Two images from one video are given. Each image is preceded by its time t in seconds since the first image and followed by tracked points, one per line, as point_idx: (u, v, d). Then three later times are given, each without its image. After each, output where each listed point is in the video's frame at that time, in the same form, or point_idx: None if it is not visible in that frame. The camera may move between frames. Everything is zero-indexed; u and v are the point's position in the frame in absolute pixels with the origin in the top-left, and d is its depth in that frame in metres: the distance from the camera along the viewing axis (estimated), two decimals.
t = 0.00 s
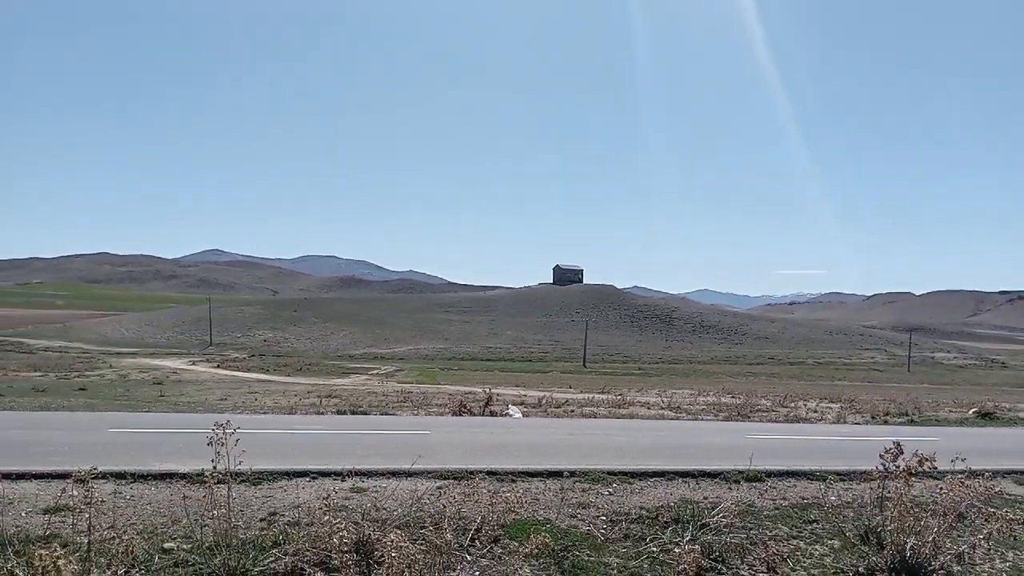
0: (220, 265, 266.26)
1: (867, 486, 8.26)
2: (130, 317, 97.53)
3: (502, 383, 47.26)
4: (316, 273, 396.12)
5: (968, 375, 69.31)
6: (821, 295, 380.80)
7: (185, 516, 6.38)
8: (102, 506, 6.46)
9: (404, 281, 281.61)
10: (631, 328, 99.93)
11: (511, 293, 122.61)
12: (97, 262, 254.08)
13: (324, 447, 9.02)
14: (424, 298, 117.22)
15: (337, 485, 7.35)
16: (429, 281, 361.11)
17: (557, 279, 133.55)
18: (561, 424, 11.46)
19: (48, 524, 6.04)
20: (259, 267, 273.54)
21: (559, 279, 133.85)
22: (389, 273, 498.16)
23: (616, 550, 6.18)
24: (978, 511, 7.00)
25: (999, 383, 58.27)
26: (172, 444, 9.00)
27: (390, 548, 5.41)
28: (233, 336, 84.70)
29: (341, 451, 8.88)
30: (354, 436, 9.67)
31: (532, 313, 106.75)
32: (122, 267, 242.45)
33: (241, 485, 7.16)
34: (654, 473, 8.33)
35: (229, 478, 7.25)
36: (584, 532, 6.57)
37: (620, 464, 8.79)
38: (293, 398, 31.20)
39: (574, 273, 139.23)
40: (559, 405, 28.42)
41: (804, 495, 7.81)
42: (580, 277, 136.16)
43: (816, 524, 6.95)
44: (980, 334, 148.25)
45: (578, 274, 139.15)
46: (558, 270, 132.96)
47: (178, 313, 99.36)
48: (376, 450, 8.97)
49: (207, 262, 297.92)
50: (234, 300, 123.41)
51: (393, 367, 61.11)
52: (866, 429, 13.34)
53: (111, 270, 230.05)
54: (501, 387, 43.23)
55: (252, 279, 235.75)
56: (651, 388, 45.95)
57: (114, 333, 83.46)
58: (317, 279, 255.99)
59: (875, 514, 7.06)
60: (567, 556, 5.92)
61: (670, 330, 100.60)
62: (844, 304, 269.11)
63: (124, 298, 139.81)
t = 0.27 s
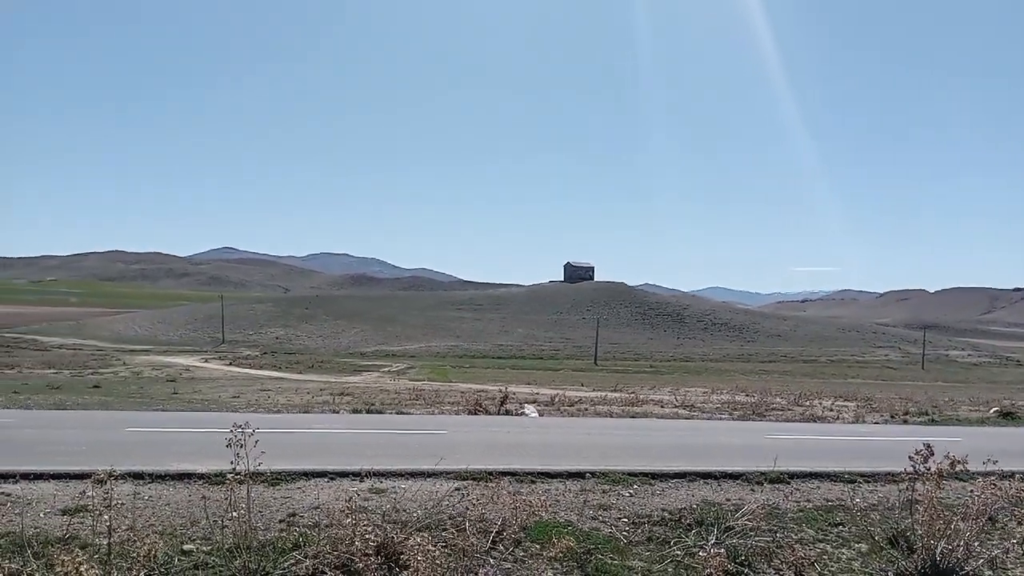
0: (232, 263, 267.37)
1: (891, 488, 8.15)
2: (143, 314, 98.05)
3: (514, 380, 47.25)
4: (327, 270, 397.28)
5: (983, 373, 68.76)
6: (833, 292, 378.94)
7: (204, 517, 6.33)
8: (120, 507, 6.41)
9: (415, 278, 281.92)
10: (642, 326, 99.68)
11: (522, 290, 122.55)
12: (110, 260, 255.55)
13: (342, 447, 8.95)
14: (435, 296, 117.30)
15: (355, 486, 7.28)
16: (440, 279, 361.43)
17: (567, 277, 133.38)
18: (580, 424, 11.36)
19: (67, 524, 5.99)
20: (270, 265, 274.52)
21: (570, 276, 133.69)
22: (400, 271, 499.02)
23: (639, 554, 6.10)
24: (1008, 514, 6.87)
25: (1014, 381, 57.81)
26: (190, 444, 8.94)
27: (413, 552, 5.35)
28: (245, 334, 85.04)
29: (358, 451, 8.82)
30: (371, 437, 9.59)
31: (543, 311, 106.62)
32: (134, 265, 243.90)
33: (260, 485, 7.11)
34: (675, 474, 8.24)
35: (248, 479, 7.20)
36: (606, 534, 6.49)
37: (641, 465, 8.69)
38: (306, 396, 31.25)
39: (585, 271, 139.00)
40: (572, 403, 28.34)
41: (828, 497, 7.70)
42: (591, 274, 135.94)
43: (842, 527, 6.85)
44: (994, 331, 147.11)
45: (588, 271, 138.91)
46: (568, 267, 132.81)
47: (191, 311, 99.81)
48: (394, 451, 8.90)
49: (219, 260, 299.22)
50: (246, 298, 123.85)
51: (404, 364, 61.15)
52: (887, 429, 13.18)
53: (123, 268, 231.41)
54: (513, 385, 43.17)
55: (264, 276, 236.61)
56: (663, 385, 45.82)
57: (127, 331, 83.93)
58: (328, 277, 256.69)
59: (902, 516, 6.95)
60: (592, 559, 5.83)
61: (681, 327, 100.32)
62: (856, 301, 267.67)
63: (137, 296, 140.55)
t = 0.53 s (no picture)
0: (237, 257, 267.82)
1: (907, 485, 8.10)
2: (148, 308, 98.21)
3: (519, 375, 47.24)
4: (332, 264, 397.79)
5: (989, 368, 68.58)
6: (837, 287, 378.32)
7: (217, 513, 6.30)
8: (132, 503, 6.37)
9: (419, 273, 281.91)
10: (647, 320, 99.59)
11: (526, 284, 122.48)
12: (116, 254, 256.06)
13: (352, 444, 8.88)
14: (440, 290, 117.28)
15: (367, 483, 7.23)
16: (444, 273, 361.43)
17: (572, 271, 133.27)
18: (591, 420, 11.29)
19: (79, 521, 5.95)
20: (275, 259, 274.91)
21: (574, 271, 133.60)
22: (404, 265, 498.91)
23: (655, 552, 6.04)
24: None
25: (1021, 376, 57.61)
26: (203, 440, 8.87)
27: (429, 550, 5.29)
28: (250, 328, 85.13)
29: (369, 447, 8.75)
30: (380, 433, 9.52)
31: (548, 305, 106.55)
32: (139, 259, 244.44)
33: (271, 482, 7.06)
34: (688, 471, 8.17)
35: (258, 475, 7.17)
36: (621, 533, 6.44)
37: (654, 461, 8.62)
38: (312, 391, 31.23)
39: (589, 265, 138.81)
40: (579, 398, 28.29)
41: (843, 494, 7.64)
42: (595, 269, 135.81)
43: (859, 525, 6.78)
44: (999, 326, 146.77)
45: (593, 266, 138.73)
46: (573, 262, 132.70)
47: (196, 305, 99.98)
48: (404, 447, 8.83)
49: (224, 254, 299.67)
50: (251, 292, 123.93)
51: (409, 359, 61.19)
52: (900, 426, 13.06)
53: (128, 262, 231.93)
54: (518, 380, 43.16)
55: (269, 271, 236.94)
56: (669, 380, 45.76)
57: (133, 324, 84.09)
58: (333, 271, 256.98)
59: (919, 513, 6.90)
60: (609, 554, 5.79)
61: (686, 322, 100.20)
62: (861, 296, 267.23)
63: (142, 290, 140.84)
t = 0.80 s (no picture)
0: (243, 259, 268.43)
1: (925, 487, 8.03)
2: (155, 309, 98.47)
3: (526, 376, 47.14)
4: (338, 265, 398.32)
5: (998, 371, 68.20)
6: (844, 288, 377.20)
7: (233, 514, 6.27)
8: (148, 504, 6.34)
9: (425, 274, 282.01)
10: (653, 322, 99.40)
11: (532, 286, 122.44)
12: (122, 255, 256.92)
13: (365, 444, 8.84)
14: (446, 291, 117.28)
15: (382, 485, 7.19)
16: (450, 274, 361.65)
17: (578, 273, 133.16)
18: (605, 421, 11.24)
19: (95, 522, 5.93)
20: (281, 260, 275.54)
21: (581, 272, 133.53)
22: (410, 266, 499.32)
23: (674, 555, 5.98)
24: None
25: None
26: (219, 441, 8.83)
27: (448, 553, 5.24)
28: (257, 329, 85.27)
29: (383, 447, 8.72)
30: (392, 434, 9.48)
31: (554, 306, 106.45)
32: (146, 260, 245.29)
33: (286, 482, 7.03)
34: (705, 473, 8.11)
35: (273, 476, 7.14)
36: (639, 536, 6.38)
37: (670, 463, 8.55)
38: (319, 392, 31.23)
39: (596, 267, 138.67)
40: (587, 400, 28.23)
41: (862, 497, 7.57)
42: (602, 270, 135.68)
43: (879, 529, 6.71)
44: (1007, 328, 146.07)
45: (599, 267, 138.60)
46: (579, 263, 132.61)
47: (203, 306, 100.21)
48: (418, 448, 8.79)
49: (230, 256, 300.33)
50: (257, 293, 124.17)
51: (416, 360, 61.16)
52: (915, 428, 12.99)
53: (136, 263, 232.71)
54: (525, 381, 43.09)
55: (275, 271, 237.49)
56: (677, 382, 45.62)
57: (140, 325, 84.32)
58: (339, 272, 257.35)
59: (939, 517, 6.84)
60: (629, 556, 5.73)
61: (692, 323, 99.98)
62: (868, 298, 266.41)
63: (149, 291, 141.25)
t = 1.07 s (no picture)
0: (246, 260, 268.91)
1: (945, 490, 7.95)
2: (158, 309, 98.59)
3: (529, 378, 47.12)
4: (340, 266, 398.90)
5: (1001, 373, 68.05)
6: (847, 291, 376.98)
7: (248, 516, 6.21)
8: (161, 504, 6.29)
9: (427, 275, 282.16)
10: (656, 323, 99.39)
11: (536, 287, 122.49)
12: (125, 256, 257.31)
13: (377, 446, 8.79)
14: (449, 292, 117.29)
15: (397, 486, 7.13)
16: (452, 275, 362.21)
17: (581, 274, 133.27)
18: (618, 422, 11.19)
19: (110, 522, 5.87)
20: (284, 262, 275.93)
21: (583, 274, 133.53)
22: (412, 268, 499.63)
23: (694, 559, 5.90)
24: None
25: None
26: (235, 442, 8.76)
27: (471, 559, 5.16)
28: (259, 330, 85.35)
29: (394, 448, 8.66)
30: (403, 435, 9.42)
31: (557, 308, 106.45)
32: (149, 261, 245.75)
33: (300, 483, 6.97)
34: (722, 475, 8.04)
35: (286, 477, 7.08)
36: (658, 539, 6.31)
37: (686, 465, 8.47)
38: (323, 392, 31.23)
39: (598, 268, 138.43)
40: (592, 401, 28.21)
41: (881, 500, 7.51)
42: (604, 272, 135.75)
43: (902, 533, 6.61)
44: (1010, 330, 146.03)
45: (602, 268, 138.43)
46: (582, 265, 132.69)
47: (206, 306, 100.27)
48: (430, 449, 8.72)
49: (233, 257, 300.68)
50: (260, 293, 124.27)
51: (419, 361, 61.16)
52: (928, 430, 12.91)
53: (139, 263, 233.35)
54: (529, 382, 43.06)
55: (278, 272, 237.90)
56: (680, 383, 45.57)
57: (143, 326, 84.41)
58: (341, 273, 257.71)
59: (962, 520, 6.76)
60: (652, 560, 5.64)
61: (695, 325, 99.98)
62: (871, 300, 266.34)
63: (152, 291, 141.47)
